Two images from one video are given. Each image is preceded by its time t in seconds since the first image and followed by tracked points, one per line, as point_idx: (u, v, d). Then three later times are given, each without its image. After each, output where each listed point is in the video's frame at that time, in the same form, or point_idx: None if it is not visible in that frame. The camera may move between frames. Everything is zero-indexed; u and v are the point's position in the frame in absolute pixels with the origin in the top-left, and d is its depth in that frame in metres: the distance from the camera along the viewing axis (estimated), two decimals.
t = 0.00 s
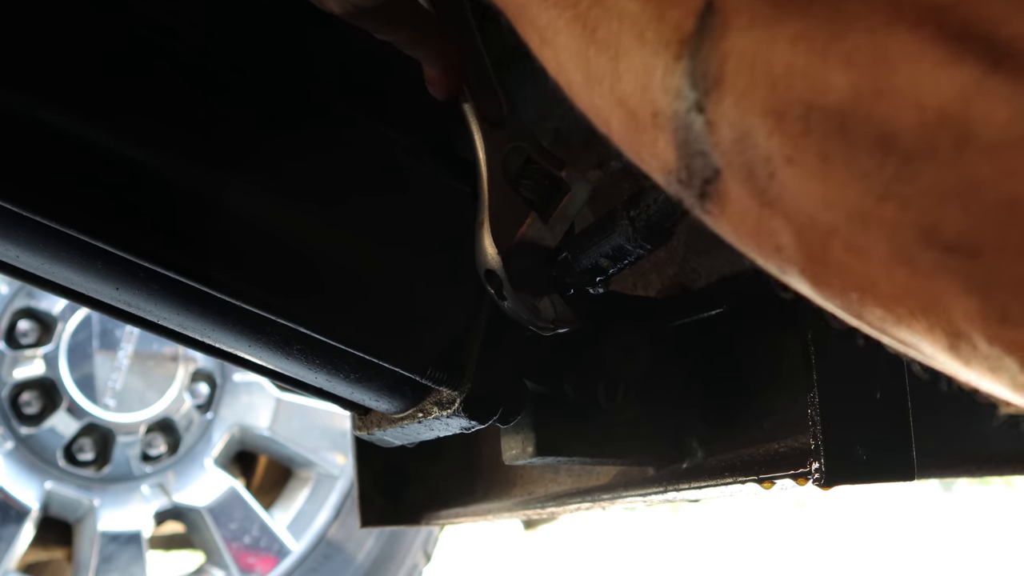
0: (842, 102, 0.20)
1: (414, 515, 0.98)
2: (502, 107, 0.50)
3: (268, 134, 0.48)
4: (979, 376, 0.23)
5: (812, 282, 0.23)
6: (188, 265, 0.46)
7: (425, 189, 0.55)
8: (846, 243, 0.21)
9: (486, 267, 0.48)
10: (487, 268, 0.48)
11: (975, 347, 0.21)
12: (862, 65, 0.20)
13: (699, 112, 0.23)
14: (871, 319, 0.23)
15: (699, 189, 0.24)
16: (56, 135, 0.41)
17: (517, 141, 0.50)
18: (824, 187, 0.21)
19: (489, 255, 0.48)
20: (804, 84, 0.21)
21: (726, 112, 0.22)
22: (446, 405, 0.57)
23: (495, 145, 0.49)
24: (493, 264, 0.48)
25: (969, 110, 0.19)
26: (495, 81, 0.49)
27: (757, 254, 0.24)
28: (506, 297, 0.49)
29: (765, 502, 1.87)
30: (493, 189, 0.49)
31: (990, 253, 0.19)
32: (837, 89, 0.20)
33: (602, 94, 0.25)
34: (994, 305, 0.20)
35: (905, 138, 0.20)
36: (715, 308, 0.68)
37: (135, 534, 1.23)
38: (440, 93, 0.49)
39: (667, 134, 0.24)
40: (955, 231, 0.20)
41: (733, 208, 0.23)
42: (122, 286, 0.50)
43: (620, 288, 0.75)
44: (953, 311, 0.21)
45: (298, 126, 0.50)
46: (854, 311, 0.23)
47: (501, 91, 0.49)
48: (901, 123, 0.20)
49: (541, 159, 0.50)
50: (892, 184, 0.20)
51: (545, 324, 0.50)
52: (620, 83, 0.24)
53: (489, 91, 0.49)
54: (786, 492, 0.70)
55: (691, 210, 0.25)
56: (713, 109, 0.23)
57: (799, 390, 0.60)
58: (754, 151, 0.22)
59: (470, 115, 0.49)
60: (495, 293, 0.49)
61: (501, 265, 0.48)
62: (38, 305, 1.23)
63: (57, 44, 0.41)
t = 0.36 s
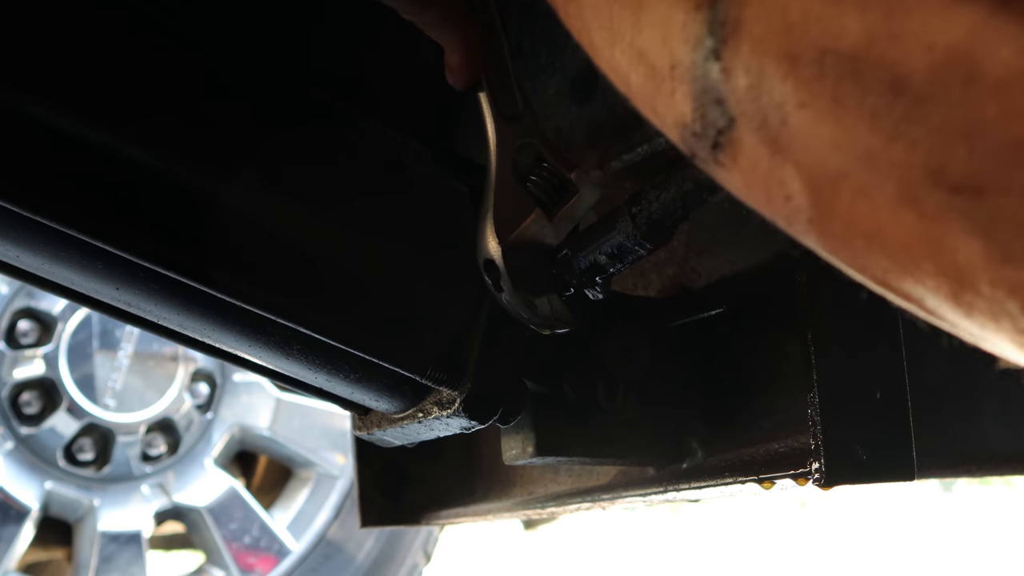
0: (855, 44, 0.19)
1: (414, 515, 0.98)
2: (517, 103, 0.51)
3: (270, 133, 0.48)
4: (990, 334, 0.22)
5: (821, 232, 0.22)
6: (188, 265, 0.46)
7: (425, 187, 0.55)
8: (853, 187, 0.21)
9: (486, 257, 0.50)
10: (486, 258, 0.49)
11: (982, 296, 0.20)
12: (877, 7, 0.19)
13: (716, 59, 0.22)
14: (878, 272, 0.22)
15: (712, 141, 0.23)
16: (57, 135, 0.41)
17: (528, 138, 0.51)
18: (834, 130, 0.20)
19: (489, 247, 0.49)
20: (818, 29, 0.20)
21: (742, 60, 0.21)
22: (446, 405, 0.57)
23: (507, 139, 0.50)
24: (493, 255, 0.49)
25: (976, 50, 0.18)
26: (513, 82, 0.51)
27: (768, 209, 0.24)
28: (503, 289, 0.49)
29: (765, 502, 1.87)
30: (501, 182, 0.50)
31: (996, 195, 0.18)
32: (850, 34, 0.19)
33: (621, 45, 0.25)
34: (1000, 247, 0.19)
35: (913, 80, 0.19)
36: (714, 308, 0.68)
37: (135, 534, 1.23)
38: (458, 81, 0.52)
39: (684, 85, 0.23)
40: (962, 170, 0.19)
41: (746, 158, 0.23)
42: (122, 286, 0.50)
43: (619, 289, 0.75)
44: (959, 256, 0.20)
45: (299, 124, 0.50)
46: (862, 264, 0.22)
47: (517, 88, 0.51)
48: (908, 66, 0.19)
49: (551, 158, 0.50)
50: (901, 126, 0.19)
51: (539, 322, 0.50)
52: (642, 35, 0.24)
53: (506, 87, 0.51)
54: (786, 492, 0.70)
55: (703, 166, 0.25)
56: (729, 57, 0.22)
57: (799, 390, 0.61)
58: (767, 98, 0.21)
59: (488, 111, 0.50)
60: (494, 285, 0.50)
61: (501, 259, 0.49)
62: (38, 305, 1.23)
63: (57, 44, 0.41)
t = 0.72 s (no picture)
0: (875, 9, 0.20)
1: (414, 516, 0.98)
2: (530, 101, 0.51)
3: (271, 133, 0.49)
4: (999, 307, 0.22)
5: (836, 201, 0.23)
6: (188, 265, 0.46)
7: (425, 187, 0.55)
8: (869, 153, 0.21)
9: (487, 250, 0.50)
10: (486, 251, 0.50)
11: (992, 263, 0.21)
12: None
13: (737, 27, 0.22)
14: (890, 244, 0.22)
15: (731, 111, 0.24)
16: (57, 135, 0.41)
17: (536, 137, 0.51)
18: (852, 94, 0.21)
19: (489, 238, 0.50)
20: None
21: (763, 27, 0.22)
22: (446, 405, 0.57)
23: (517, 133, 0.51)
24: (494, 250, 0.50)
25: (991, 9, 0.18)
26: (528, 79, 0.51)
27: (783, 179, 0.24)
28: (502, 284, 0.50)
29: (765, 504, 1.87)
30: (507, 180, 0.50)
31: (1008, 154, 0.19)
32: None
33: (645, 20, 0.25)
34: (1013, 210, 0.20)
35: (930, 41, 0.19)
36: (713, 308, 0.68)
37: (135, 534, 1.23)
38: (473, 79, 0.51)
39: (705, 56, 0.23)
40: (978, 130, 0.19)
41: (765, 129, 0.23)
42: (122, 286, 0.50)
43: (619, 288, 0.75)
44: (971, 221, 0.20)
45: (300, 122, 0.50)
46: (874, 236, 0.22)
47: (531, 87, 0.51)
48: (925, 27, 0.19)
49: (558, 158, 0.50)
50: (918, 87, 0.20)
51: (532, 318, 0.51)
52: (664, 7, 0.24)
53: (519, 84, 0.51)
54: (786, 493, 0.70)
55: (721, 140, 0.25)
56: (751, 25, 0.22)
57: (799, 390, 0.61)
58: (787, 64, 0.22)
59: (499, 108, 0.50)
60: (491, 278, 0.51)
61: (501, 255, 0.49)
62: (38, 305, 1.23)
63: (58, 44, 0.41)
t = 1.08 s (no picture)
0: None
1: (414, 516, 0.98)
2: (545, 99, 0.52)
3: (271, 134, 0.49)
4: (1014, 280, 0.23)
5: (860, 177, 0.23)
6: (188, 265, 0.46)
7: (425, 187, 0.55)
8: (893, 129, 0.22)
9: (488, 241, 0.51)
10: (488, 242, 0.51)
11: (1011, 238, 0.21)
12: None
13: (767, 5, 0.23)
14: (910, 222, 0.23)
15: (760, 89, 0.24)
16: (57, 135, 0.41)
17: (547, 136, 0.52)
18: (879, 70, 0.21)
19: (494, 230, 0.50)
20: None
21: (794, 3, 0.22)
22: (446, 405, 0.57)
23: (527, 131, 0.51)
24: (495, 241, 0.50)
25: None
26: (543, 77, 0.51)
27: (808, 157, 0.24)
28: (501, 278, 0.51)
29: (765, 503, 1.87)
30: (515, 172, 0.51)
31: None
32: None
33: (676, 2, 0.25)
34: None
35: (955, 19, 0.20)
36: (712, 308, 0.68)
37: (135, 534, 1.23)
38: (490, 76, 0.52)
39: (735, 35, 0.24)
40: (1000, 105, 0.20)
41: (792, 105, 0.23)
42: (122, 286, 0.50)
43: (619, 287, 0.75)
44: (991, 196, 0.21)
45: (300, 123, 0.50)
46: (895, 213, 0.23)
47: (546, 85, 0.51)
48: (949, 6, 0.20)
49: (567, 158, 0.51)
50: (941, 65, 0.20)
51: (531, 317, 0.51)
52: None
53: (535, 83, 0.51)
54: (785, 492, 0.70)
55: (748, 118, 0.25)
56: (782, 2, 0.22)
57: (799, 390, 0.61)
58: (816, 41, 0.22)
59: (513, 107, 0.51)
60: (490, 271, 0.51)
61: (501, 248, 0.50)
62: (38, 305, 1.23)
63: (58, 44, 0.41)
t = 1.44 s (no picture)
0: None
1: (414, 516, 0.97)
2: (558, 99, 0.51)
3: (270, 134, 0.49)
4: (1019, 259, 0.25)
5: (876, 162, 0.24)
6: (188, 265, 0.46)
7: (426, 187, 0.55)
8: (913, 113, 0.23)
9: (491, 233, 0.51)
10: (490, 234, 0.51)
11: None
12: None
13: None
14: (924, 207, 0.24)
15: (782, 74, 0.25)
16: (57, 135, 0.41)
17: (557, 136, 0.51)
18: (898, 55, 0.23)
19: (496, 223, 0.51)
20: None
21: None
22: (446, 405, 0.57)
23: (535, 130, 0.51)
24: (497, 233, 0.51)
25: None
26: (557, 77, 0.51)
27: (825, 144, 0.25)
28: (501, 272, 0.51)
29: (765, 504, 1.87)
30: (521, 167, 0.51)
31: None
32: None
33: None
34: None
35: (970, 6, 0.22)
36: (712, 308, 0.68)
37: (135, 534, 1.23)
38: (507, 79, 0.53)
39: (761, 20, 0.25)
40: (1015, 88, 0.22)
41: (813, 90, 0.25)
42: (122, 286, 0.50)
43: (619, 288, 0.75)
44: (1005, 179, 0.23)
45: (301, 123, 0.50)
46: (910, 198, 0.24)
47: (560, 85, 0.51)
48: None
49: (575, 159, 0.50)
50: (957, 48, 0.22)
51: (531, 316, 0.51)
52: None
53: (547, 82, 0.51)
54: (785, 493, 0.70)
55: (768, 105, 0.26)
56: None
57: (799, 390, 0.61)
58: (838, 26, 0.24)
59: (525, 105, 0.51)
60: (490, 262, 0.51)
61: (502, 239, 0.50)
62: (38, 305, 1.23)
63: (60, 44, 0.41)
